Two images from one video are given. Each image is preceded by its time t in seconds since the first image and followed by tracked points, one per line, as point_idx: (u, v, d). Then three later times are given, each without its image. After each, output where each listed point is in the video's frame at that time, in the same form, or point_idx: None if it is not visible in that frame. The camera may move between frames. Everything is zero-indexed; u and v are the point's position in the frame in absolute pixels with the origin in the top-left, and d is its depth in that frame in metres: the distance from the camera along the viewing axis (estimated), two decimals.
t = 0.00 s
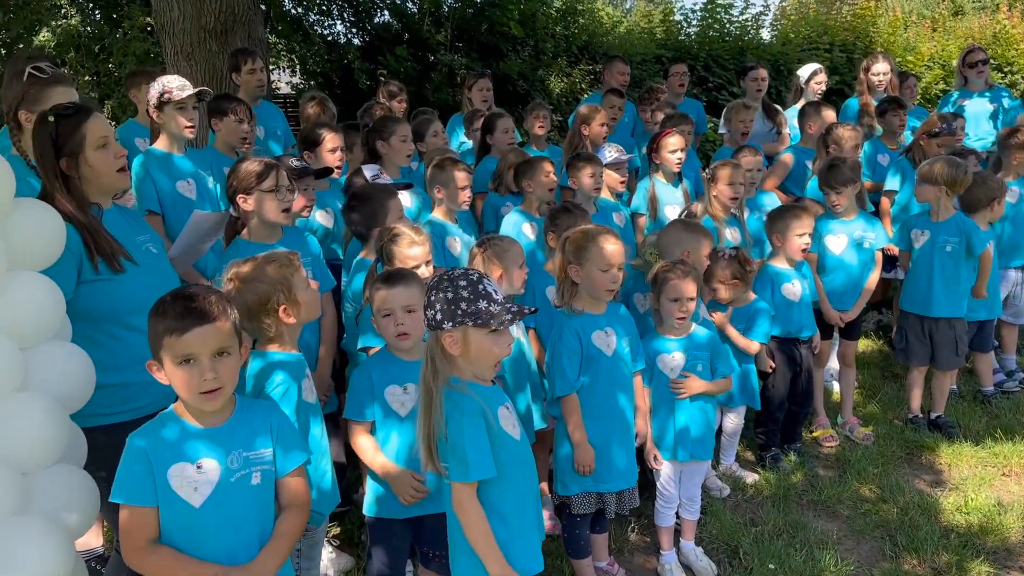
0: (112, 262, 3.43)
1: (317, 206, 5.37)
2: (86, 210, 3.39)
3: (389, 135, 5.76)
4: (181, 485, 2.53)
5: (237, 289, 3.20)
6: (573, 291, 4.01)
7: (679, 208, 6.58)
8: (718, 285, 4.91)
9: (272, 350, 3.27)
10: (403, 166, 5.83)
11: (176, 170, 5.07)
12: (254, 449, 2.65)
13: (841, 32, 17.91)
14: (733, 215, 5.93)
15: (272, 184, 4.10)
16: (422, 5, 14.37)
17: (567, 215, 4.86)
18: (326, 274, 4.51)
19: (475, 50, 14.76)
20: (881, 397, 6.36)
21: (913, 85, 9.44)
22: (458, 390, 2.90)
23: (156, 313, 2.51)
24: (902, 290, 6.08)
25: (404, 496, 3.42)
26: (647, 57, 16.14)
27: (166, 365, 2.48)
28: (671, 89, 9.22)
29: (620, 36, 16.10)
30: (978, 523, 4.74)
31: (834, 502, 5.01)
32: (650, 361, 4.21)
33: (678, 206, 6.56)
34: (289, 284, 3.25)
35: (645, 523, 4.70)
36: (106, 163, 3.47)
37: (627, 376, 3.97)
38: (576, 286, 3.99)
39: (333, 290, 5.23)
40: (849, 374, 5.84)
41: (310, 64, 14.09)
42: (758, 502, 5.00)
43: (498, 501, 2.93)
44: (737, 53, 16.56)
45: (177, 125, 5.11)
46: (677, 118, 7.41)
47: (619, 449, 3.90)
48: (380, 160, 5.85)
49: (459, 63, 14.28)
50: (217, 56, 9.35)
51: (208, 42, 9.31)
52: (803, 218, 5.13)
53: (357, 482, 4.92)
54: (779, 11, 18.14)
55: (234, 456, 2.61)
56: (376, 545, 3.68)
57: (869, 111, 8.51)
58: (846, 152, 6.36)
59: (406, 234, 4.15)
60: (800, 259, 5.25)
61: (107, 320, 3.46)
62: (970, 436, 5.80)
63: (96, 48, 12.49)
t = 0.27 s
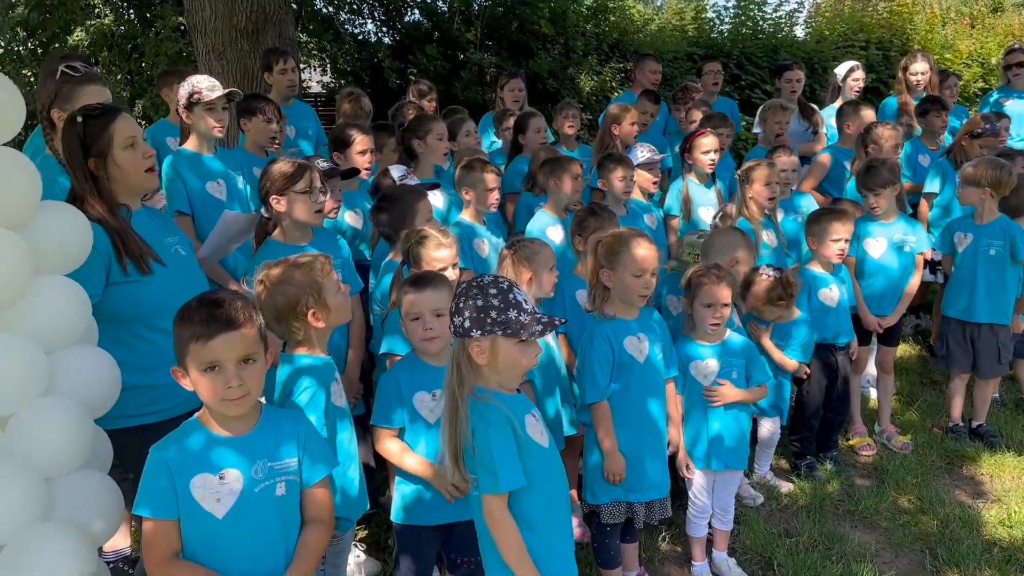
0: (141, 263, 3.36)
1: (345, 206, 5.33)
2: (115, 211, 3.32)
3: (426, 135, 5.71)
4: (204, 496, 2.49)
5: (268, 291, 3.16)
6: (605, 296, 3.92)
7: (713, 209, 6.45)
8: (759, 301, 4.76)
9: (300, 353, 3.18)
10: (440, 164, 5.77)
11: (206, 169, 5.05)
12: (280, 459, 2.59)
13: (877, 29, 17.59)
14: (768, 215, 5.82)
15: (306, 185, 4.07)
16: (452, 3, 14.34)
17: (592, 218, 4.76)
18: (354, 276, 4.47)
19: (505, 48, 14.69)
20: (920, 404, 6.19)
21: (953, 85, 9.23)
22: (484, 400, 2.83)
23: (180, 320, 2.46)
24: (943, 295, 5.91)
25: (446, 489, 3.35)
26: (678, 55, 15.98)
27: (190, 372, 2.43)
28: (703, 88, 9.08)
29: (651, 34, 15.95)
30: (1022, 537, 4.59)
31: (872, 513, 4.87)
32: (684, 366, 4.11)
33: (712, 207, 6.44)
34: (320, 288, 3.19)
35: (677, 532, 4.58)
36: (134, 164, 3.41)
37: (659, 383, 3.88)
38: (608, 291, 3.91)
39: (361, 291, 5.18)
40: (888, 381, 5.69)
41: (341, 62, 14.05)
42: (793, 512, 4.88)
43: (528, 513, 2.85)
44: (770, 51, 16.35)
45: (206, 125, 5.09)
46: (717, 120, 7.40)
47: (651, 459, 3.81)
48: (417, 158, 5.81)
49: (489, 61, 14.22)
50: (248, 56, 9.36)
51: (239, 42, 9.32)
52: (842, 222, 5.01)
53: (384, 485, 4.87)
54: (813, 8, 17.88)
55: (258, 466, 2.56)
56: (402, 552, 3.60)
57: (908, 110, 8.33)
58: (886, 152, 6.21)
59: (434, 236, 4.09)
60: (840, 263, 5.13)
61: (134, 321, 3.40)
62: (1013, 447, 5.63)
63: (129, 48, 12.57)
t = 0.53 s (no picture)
0: (166, 267, 3.28)
1: (371, 209, 5.28)
2: (141, 216, 3.26)
3: (455, 136, 5.65)
4: (224, 512, 2.43)
5: (297, 296, 3.11)
6: (636, 303, 3.83)
7: (746, 212, 6.32)
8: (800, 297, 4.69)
9: (327, 360, 3.12)
10: (470, 166, 5.73)
11: (233, 172, 5.01)
12: (302, 473, 2.53)
13: (911, 27, 17.26)
14: (803, 219, 5.70)
15: (340, 190, 4.02)
16: (480, 2, 14.28)
17: (620, 221, 4.63)
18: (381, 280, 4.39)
19: (533, 47, 14.60)
20: (959, 414, 6.03)
21: (992, 84, 9.02)
22: (517, 412, 2.73)
23: (203, 331, 2.42)
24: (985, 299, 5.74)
25: (472, 502, 3.26)
26: (708, 54, 15.79)
27: (213, 384, 2.38)
28: (735, 87, 8.94)
29: (681, 32, 15.79)
30: None
31: (909, 527, 4.73)
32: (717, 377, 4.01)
33: (745, 210, 6.32)
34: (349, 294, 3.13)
35: (708, 545, 4.47)
36: (160, 169, 3.33)
37: (692, 393, 3.78)
38: (639, 298, 3.82)
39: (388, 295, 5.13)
40: (926, 390, 5.54)
41: (369, 62, 14.03)
42: (828, 525, 4.75)
43: (561, 529, 2.76)
44: (801, 49, 16.11)
45: (233, 127, 5.04)
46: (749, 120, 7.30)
47: (683, 471, 3.70)
48: (446, 160, 5.75)
49: (517, 61, 14.15)
50: (276, 56, 9.35)
51: (268, 42, 9.31)
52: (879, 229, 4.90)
53: (409, 491, 4.80)
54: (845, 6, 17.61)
55: (280, 481, 2.50)
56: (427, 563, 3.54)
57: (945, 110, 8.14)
58: (924, 154, 6.06)
59: (460, 240, 4.02)
60: (879, 269, 5.04)
61: (158, 324, 3.32)
62: None
63: (159, 48, 12.64)
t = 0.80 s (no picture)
0: (192, 283, 3.20)
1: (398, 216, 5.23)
2: (166, 231, 3.19)
3: (480, 142, 5.55)
4: (248, 541, 2.37)
5: (328, 314, 3.07)
6: (669, 318, 3.73)
7: (779, 220, 6.19)
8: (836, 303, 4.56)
9: (355, 378, 3.09)
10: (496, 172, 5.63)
11: (258, 180, 4.97)
12: (327, 501, 2.44)
13: (942, 27, 16.89)
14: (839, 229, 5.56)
15: (371, 201, 3.95)
16: (505, 3, 14.18)
17: (649, 232, 4.51)
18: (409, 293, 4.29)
19: (557, 48, 14.49)
20: (997, 428, 5.86)
21: None
22: (568, 438, 2.64)
23: (226, 356, 2.34)
24: None
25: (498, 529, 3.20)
26: (735, 54, 15.59)
27: (236, 413, 2.31)
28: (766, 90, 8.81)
29: (708, 32, 15.61)
30: None
31: (948, 548, 4.59)
32: (751, 393, 3.91)
33: (779, 217, 6.19)
34: (380, 312, 3.06)
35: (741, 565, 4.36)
36: (186, 184, 3.27)
37: (727, 412, 3.68)
38: (672, 314, 3.72)
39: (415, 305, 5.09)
40: (964, 405, 5.40)
41: (393, 64, 13.99)
42: (864, 544, 4.63)
43: (614, 556, 2.69)
44: (830, 49, 15.87)
45: (259, 135, 4.98)
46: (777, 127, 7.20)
47: (717, 493, 3.59)
48: (471, 167, 5.66)
49: (541, 62, 14.07)
50: (302, 59, 9.31)
51: (294, 45, 9.28)
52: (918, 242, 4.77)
53: (433, 505, 4.73)
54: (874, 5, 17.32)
55: (304, 509, 2.42)
56: None
57: (983, 114, 7.95)
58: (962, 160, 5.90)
59: (488, 253, 3.94)
60: (919, 282, 4.93)
61: (184, 341, 3.24)
62: None
63: (185, 49, 12.67)
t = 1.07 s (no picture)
0: (213, 298, 3.05)
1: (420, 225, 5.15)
2: (186, 246, 3.08)
3: (501, 149, 5.43)
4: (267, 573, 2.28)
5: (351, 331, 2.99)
6: (699, 335, 3.63)
7: (810, 226, 6.04)
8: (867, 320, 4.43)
9: (378, 399, 3.00)
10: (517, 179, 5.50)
11: (278, 189, 4.89)
12: (349, 532, 2.37)
13: (968, 26, 16.62)
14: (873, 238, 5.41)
15: (394, 213, 3.87)
16: (525, 4, 14.07)
17: (671, 243, 4.38)
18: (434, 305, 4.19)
19: (578, 49, 14.36)
20: None
21: None
22: (611, 466, 2.58)
23: (246, 384, 2.27)
24: None
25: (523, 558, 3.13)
26: (758, 54, 15.41)
27: (257, 444, 2.24)
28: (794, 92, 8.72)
29: (730, 32, 15.43)
30: None
31: (986, 569, 4.44)
32: (785, 413, 3.79)
33: (810, 224, 6.04)
34: (406, 330, 2.98)
35: None
36: (206, 198, 3.17)
37: (761, 432, 3.57)
38: (703, 330, 3.61)
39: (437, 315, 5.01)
40: (1000, 419, 5.23)
41: (413, 65, 13.92)
42: (897, 564, 4.48)
43: None
44: (854, 49, 15.63)
45: (279, 143, 4.90)
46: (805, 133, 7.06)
47: (751, 517, 3.48)
48: (491, 175, 5.54)
49: (561, 63, 13.96)
50: (322, 62, 9.25)
51: (315, 48, 9.22)
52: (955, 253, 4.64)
53: (454, 519, 4.63)
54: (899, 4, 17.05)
55: (325, 542, 2.34)
56: None
57: (1016, 117, 7.75)
58: (998, 167, 5.74)
59: (512, 267, 3.85)
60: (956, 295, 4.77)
61: (206, 356, 3.09)
62: None
63: (205, 51, 12.66)
